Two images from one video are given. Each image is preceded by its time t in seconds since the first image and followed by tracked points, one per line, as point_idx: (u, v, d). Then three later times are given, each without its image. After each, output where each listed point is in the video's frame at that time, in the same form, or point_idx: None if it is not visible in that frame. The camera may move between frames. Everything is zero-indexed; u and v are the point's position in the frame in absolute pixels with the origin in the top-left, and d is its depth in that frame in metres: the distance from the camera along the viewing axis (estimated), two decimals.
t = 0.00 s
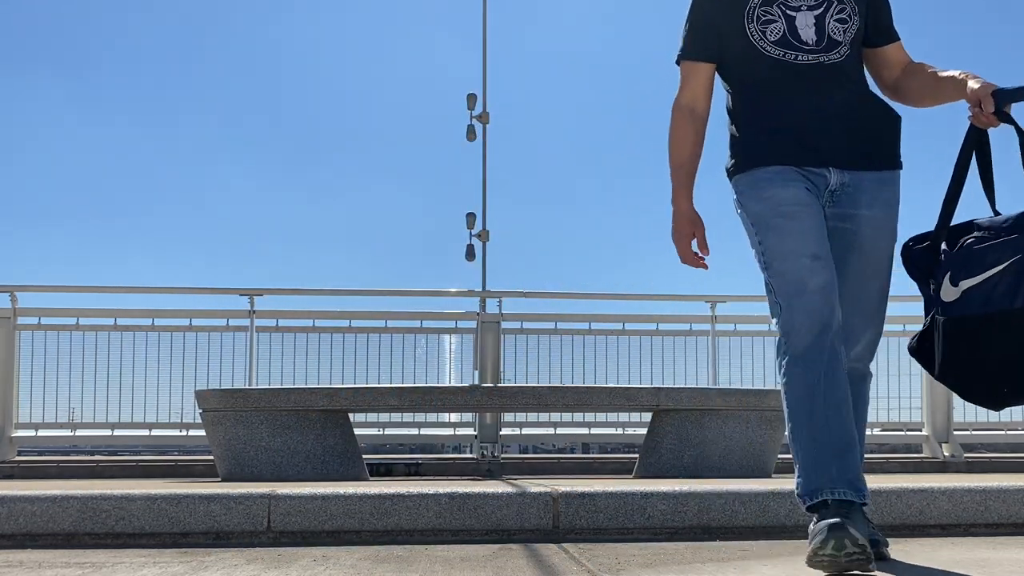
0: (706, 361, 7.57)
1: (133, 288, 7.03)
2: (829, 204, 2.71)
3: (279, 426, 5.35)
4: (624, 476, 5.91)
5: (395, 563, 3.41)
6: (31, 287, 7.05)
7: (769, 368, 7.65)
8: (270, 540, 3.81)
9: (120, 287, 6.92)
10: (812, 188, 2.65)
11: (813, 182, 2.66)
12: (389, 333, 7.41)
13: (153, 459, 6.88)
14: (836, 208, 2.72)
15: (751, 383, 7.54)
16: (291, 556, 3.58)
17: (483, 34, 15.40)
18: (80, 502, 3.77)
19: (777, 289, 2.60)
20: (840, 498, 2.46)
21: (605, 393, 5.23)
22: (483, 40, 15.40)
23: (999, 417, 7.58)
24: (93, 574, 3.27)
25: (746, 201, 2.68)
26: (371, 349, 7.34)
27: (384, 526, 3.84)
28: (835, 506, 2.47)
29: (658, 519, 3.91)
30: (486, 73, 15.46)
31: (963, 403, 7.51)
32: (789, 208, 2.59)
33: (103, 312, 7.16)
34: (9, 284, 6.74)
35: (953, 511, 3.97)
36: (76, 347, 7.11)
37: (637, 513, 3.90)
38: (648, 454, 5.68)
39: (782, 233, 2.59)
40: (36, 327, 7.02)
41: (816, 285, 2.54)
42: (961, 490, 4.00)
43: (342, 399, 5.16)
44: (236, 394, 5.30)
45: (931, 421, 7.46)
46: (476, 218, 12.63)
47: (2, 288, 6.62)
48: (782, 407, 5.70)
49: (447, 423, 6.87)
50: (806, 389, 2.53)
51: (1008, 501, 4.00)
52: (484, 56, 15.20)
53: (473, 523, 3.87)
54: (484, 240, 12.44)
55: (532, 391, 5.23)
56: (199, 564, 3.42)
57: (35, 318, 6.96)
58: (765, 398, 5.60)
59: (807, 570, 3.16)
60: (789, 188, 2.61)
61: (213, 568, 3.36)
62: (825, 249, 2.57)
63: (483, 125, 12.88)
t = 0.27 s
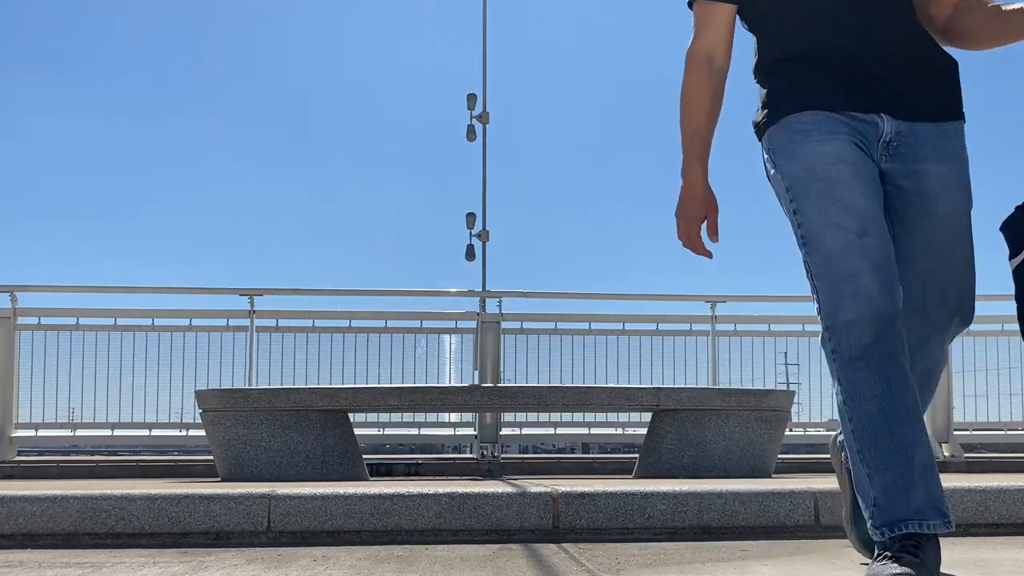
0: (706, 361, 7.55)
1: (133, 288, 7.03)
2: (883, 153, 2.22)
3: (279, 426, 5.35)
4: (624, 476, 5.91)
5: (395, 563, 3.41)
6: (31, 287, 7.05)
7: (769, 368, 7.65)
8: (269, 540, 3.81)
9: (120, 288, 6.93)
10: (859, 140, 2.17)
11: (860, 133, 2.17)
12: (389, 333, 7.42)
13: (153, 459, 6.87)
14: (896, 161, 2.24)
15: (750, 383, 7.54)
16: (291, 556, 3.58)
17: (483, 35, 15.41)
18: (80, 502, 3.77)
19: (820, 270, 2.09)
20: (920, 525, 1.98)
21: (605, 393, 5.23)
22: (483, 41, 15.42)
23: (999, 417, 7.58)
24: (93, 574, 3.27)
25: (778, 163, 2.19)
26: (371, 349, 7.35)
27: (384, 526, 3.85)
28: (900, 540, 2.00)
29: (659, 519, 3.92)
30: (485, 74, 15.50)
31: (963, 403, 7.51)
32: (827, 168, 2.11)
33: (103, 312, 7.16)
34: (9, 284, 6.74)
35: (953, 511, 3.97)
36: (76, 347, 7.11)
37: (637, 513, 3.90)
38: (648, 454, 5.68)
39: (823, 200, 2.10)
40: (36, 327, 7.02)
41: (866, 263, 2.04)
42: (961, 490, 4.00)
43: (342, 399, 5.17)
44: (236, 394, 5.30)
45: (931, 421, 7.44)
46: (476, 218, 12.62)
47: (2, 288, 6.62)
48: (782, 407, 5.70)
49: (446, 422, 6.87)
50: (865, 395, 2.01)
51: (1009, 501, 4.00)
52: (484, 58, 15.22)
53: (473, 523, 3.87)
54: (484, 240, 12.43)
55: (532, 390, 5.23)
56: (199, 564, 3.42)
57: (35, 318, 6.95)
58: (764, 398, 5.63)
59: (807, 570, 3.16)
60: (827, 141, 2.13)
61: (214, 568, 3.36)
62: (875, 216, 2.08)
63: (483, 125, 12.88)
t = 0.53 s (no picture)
0: (706, 361, 7.52)
1: (134, 288, 7.03)
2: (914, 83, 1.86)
3: (279, 425, 5.35)
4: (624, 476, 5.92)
5: (395, 563, 3.41)
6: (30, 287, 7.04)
7: (769, 367, 7.64)
8: (269, 540, 3.81)
9: (120, 288, 6.93)
10: (872, 96, 1.90)
11: (875, 85, 1.89)
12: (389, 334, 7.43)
13: (153, 459, 6.84)
14: (947, 83, 1.82)
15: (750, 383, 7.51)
16: (291, 556, 3.58)
17: (483, 35, 15.40)
18: (80, 502, 3.77)
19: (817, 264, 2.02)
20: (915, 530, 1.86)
21: (605, 393, 5.23)
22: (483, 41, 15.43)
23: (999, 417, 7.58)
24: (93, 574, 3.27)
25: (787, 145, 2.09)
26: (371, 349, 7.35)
27: (384, 526, 3.84)
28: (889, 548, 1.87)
29: (658, 520, 3.92)
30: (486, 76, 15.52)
31: (963, 403, 7.52)
32: (819, 156, 1.97)
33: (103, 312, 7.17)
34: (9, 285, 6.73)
35: (953, 511, 3.97)
36: (77, 346, 7.12)
37: (637, 513, 3.91)
38: (648, 454, 5.68)
39: (813, 192, 1.98)
40: (36, 327, 7.00)
41: (848, 265, 1.94)
42: (961, 491, 3.99)
43: (343, 399, 5.17)
44: (235, 394, 5.30)
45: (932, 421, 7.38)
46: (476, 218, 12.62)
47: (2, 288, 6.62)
48: (783, 407, 5.70)
49: (446, 422, 6.81)
50: (847, 399, 1.97)
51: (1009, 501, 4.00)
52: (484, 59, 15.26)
53: (473, 523, 3.87)
54: (484, 240, 12.42)
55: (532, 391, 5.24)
56: (199, 564, 3.42)
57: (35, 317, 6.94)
58: (764, 398, 5.63)
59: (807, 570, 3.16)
60: (822, 118, 1.96)
61: (214, 568, 3.36)
62: (861, 212, 1.93)
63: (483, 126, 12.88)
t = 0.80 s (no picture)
0: (706, 359, 7.57)
1: (134, 286, 7.00)
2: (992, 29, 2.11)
3: (279, 425, 5.35)
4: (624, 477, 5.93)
5: (395, 563, 3.41)
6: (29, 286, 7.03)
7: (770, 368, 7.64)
8: (270, 540, 3.81)
9: (119, 287, 6.92)
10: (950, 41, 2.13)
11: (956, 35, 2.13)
12: (389, 334, 7.41)
13: (154, 459, 6.86)
14: None
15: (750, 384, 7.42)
16: (291, 556, 3.58)
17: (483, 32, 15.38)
18: (80, 502, 3.77)
19: (876, 211, 2.24)
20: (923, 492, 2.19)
21: (605, 393, 5.19)
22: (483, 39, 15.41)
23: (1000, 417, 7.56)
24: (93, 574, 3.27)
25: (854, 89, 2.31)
26: (371, 348, 7.36)
27: (384, 525, 3.84)
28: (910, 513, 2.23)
29: (659, 520, 3.92)
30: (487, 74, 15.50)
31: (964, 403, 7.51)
32: (882, 102, 2.19)
33: (102, 312, 7.20)
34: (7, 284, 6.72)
35: (954, 512, 3.96)
36: (76, 346, 7.10)
37: (637, 514, 3.90)
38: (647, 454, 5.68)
39: (874, 136, 2.20)
40: (35, 327, 6.98)
41: (914, 214, 2.15)
42: (961, 491, 3.98)
43: (343, 398, 5.18)
44: (235, 394, 5.29)
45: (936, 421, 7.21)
46: (477, 218, 12.63)
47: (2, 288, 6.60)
48: (783, 407, 5.68)
49: (446, 423, 6.82)
50: (898, 342, 2.20)
51: (1009, 502, 4.00)
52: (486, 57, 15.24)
53: (472, 523, 3.86)
54: (485, 240, 12.42)
55: (533, 391, 5.26)
56: (199, 564, 3.42)
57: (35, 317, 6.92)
58: (764, 398, 5.62)
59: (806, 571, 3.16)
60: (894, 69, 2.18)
61: (214, 568, 3.36)
62: (936, 158, 2.13)
63: (483, 124, 12.85)
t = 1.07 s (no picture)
0: (706, 360, 7.60)
1: (135, 282, 6.95)
2: None
3: (279, 425, 5.34)
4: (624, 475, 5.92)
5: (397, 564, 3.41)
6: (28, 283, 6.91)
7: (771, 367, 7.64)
8: (270, 540, 3.81)
9: (117, 286, 6.90)
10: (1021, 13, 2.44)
11: None
12: (390, 333, 7.36)
13: (155, 458, 6.92)
14: None
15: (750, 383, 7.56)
16: (293, 557, 3.57)
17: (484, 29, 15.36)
18: (81, 503, 3.76)
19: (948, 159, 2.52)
20: None
21: (605, 393, 5.23)
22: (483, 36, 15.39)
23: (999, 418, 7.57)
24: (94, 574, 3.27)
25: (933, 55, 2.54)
26: (373, 348, 7.32)
27: (384, 526, 3.84)
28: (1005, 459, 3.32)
29: (659, 520, 3.91)
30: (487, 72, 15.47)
31: (963, 404, 7.52)
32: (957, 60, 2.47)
33: (104, 306, 7.10)
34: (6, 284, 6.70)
35: (953, 512, 3.97)
36: (75, 344, 7.03)
37: (637, 514, 3.89)
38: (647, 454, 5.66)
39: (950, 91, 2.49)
40: (35, 325, 6.96)
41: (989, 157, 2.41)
42: (960, 491, 3.99)
43: (343, 397, 5.16)
44: (235, 393, 5.28)
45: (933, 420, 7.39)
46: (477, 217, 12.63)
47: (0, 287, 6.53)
48: (783, 406, 5.65)
49: (446, 423, 6.82)
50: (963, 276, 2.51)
51: (1008, 501, 4.00)
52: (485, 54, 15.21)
53: (472, 523, 3.86)
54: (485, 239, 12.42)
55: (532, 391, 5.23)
56: (200, 564, 3.42)
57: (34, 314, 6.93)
58: (765, 397, 5.59)
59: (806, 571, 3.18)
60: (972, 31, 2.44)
61: (215, 569, 3.36)
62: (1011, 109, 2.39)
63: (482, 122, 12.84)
